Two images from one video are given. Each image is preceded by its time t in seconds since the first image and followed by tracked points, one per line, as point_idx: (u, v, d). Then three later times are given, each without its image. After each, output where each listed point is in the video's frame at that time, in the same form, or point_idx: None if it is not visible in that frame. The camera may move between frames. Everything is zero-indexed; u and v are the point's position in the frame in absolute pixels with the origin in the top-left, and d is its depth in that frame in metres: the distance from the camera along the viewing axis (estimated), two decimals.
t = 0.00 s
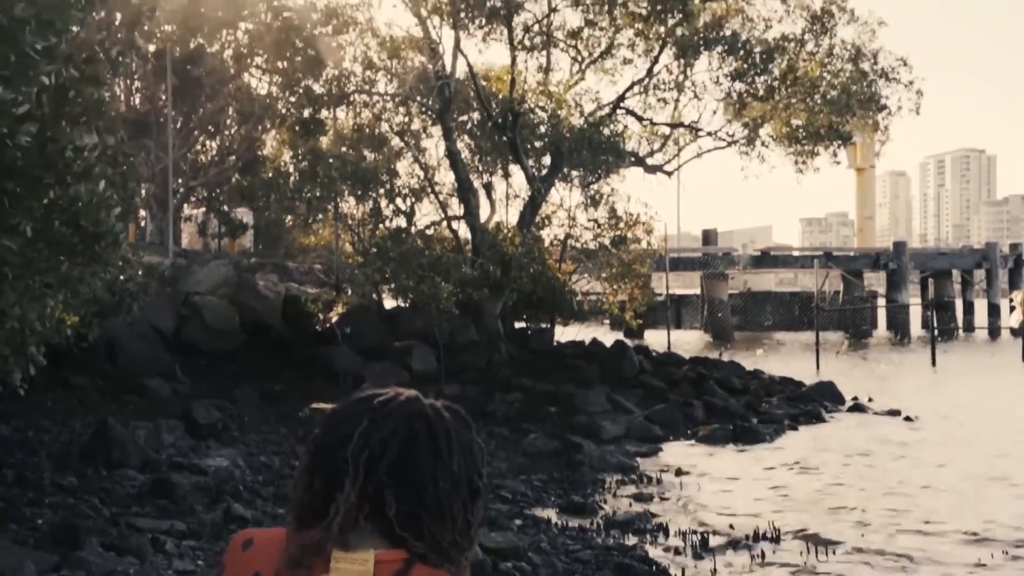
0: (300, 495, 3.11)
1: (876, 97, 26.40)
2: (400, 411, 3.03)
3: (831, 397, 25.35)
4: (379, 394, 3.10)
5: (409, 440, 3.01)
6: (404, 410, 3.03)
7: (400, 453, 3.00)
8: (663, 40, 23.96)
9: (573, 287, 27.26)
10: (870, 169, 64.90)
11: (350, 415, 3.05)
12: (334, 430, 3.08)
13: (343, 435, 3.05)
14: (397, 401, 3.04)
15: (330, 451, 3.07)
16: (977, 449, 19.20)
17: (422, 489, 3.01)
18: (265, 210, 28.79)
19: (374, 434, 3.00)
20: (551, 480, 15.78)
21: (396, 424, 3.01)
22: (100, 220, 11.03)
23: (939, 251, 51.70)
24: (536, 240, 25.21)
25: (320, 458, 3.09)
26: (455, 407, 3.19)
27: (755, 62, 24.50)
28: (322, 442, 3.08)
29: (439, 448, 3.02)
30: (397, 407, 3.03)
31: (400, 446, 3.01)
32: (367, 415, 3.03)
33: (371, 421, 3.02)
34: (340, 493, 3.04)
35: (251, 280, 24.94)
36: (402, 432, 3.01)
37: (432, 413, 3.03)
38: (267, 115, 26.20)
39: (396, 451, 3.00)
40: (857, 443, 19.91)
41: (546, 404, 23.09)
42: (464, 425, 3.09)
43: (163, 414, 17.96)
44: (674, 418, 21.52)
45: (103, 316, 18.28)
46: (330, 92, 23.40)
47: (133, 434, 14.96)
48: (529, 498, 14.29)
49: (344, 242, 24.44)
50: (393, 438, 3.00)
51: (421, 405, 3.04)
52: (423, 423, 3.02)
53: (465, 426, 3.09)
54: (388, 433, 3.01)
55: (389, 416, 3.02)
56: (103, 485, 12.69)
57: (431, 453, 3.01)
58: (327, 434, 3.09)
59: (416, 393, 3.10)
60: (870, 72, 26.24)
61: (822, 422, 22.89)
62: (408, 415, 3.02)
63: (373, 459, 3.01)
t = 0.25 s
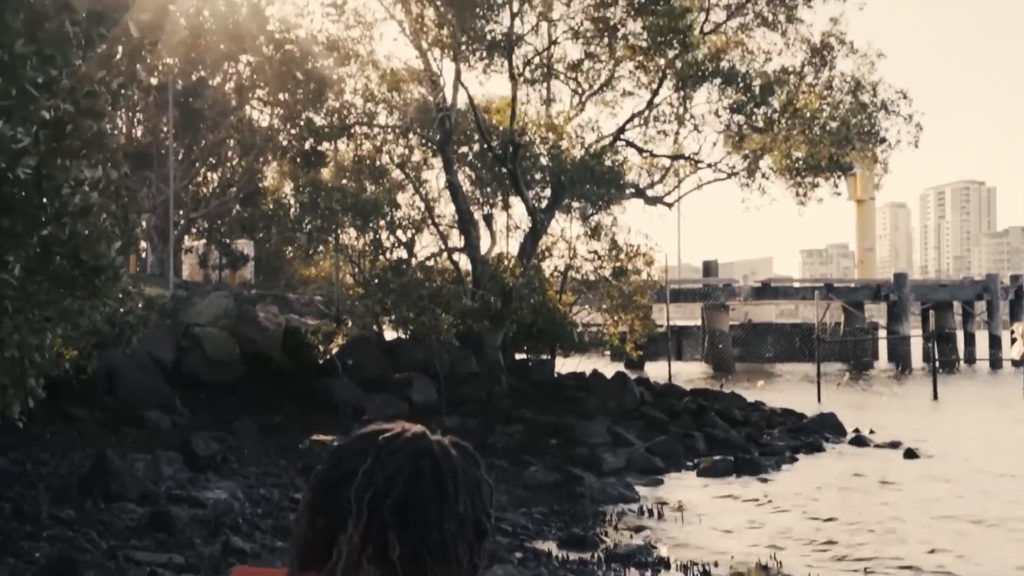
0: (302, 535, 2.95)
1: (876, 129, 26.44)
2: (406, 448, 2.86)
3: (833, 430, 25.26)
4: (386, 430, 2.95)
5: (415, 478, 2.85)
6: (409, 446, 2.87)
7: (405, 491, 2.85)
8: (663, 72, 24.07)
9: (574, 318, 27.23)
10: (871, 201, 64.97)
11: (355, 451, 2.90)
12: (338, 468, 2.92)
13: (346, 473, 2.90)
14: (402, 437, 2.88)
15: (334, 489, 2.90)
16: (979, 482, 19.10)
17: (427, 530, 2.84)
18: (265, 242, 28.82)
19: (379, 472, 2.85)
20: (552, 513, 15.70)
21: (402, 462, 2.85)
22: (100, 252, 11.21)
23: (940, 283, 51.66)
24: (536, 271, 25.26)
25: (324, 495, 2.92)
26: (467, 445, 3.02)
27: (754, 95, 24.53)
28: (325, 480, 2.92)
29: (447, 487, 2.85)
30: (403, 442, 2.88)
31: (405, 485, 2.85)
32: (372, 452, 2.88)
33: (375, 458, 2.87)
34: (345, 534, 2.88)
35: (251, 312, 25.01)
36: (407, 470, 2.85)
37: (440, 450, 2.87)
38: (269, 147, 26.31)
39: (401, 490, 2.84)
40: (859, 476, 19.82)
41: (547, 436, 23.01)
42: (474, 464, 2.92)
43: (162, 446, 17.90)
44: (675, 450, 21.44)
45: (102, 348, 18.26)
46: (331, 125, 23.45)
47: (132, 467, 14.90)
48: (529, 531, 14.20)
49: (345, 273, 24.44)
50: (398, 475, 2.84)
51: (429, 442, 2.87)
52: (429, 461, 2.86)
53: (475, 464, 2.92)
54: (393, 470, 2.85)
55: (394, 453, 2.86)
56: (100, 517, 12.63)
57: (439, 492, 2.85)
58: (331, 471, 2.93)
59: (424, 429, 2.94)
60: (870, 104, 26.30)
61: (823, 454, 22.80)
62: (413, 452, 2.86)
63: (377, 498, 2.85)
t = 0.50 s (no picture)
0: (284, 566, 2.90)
1: (877, 157, 26.52)
2: (384, 474, 2.84)
3: (834, 457, 25.18)
4: (364, 457, 2.93)
5: (395, 504, 2.83)
6: (388, 472, 2.84)
7: (385, 517, 2.82)
8: (663, 100, 24.16)
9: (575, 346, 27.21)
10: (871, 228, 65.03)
11: (334, 480, 2.88)
12: (318, 497, 2.89)
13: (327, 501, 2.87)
14: (379, 464, 2.86)
15: (315, 519, 2.87)
16: (981, 509, 19.05)
17: (410, 554, 2.81)
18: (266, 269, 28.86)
19: (358, 499, 2.82)
20: (552, 540, 15.66)
21: (380, 487, 2.83)
22: (100, 281, 11.24)
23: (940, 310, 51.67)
24: (536, 298, 25.29)
25: (305, 526, 2.89)
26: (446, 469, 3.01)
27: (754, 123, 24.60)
28: (306, 511, 2.89)
29: (426, 511, 2.83)
30: (382, 468, 2.85)
31: (385, 511, 2.83)
32: (351, 479, 2.86)
33: (353, 486, 2.85)
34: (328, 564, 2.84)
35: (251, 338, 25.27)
36: (386, 496, 2.83)
37: (418, 474, 2.84)
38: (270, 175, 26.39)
39: (380, 516, 2.82)
40: (861, 503, 19.77)
41: (548, 463, 22.95)
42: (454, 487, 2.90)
43: (161, 474, 17.86)
44: (676, 477, 21.40)
45: (102, 376, 18.26)
46: (332, 152, 23.57)
47: (131, 494, 14.89)
48: (529, 559, 14.16)
49: (345, 300, 24.47)
50: (377, 502, 2.82)
51: (406, 466, 2.85)
52: (408, 485, 2.83)
53: (455, 487, 2.89)
54: (372, 497, 2.83)
55: (373, 479, 2.84)
56: (99, 546, 12.60)
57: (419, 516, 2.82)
58: (310, 502, 2.90)
59: (401, 454, 2.92)
60: (870, 131, 26.39)
61: (825, 482, 22.73)
62: (392, 478, 2.84)
63: (357, 525, 2.83)
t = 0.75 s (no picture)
0: None
1: (876, 183, 26.57)
2: (366, 494, 2.76)
3: (836, 484, 25.08)
4: (345, 480, 2.84)
5: (378, 523, 2.73)
6: (369, 492, 2.76)
7: (368, 537, 2.73)
8: (663, 127, 24.22)
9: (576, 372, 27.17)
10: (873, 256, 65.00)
11: (315, 503, 2.80)
12: (301, 521, 2.81)
13: (309, 525, 2.79)
14: (361, 484, 2.78)
15: (298, 544, 2.79)
16: (983, 537, 18.98)
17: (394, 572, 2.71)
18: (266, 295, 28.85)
19: (340, 519, 2.73)
20: (552, 567, 15.59)
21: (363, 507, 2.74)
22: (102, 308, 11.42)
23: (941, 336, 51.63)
24: (536, 324, 25.27)
25: (289, 552, 2.81)
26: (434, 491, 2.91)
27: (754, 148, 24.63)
28: (288, 536, 2.81)
29: (409, 529, 2.73)
30: (363, 489, 2.77)
31: (369, 529, 2.73)
32: (333, 501, 2.77)
33: (336, 507, 2.76)
34: None
35: (252, 365, 25.34)
36: (370, 514, 2.74)
37: (400, 492, 2.75)
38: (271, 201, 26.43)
39: (362, 536, 2.72)
40: (863, 531, 19.69)
41: (548, 489, 22.87)
42: (439, 505, 2.80)
43: (160, 501, 17.79)
44: (677, 504, 21.33)
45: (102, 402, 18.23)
46: (333, 178, 23.59)
47: (131, 521, 14.84)
48: None
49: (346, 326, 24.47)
50: (360, 521, 2.73)
51: (388, 485, 2.77)
52: (391, 503, 2.75)
53: (438, 504, 2.79)
54: (354, 517, 2.74)
55: (355, 500, 2.75)
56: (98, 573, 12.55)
57: (403, 533, 2.72)
58: (293, 529, 2.83)
59: (384, 475, 2.84)
60: (870, 158, 26.42)
61: (827, 509, 22.65)
62: (374, 497, 2.75)
63: (341, 546, 2.73)
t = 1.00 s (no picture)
0: None
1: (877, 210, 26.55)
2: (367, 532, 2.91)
3: (838, 511, 25.00)
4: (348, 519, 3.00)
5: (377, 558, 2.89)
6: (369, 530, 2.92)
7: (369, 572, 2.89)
8: (663, 154, 24.22)
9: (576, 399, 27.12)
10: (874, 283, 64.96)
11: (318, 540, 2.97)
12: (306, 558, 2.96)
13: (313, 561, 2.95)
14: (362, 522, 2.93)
15: None
16: (986, 565, 18.91)
17: None
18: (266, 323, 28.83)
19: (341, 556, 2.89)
20: None
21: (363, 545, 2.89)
22: (103, 337, 11.45)
23: (942, 363, 51.57)
24: (537, 351, 25.23)
25: None
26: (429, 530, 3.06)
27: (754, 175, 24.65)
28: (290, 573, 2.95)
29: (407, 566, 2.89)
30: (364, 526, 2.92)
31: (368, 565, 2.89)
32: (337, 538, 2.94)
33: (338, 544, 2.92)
34: None
35: (252, 393, 25.27)
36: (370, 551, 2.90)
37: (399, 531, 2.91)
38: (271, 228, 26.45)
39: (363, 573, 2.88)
40: (864, 558, 19.63)
41: (550, 517, 22.80)
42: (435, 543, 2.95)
43: (159, 529, 17.73)
44: (679, 531, 21.27)
45: (101, 431, 18.19)
46: (333, 205, 23.58)
47: (130, 550, 14.81)
48: None
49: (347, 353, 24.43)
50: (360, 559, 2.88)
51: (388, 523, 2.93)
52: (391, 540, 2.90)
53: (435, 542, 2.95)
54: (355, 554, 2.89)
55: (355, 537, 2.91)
56: None
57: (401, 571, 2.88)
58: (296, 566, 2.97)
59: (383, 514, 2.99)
60: (870, 185, 26.40)
61: (829, 536, 22.57)
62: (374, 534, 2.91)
63: None
